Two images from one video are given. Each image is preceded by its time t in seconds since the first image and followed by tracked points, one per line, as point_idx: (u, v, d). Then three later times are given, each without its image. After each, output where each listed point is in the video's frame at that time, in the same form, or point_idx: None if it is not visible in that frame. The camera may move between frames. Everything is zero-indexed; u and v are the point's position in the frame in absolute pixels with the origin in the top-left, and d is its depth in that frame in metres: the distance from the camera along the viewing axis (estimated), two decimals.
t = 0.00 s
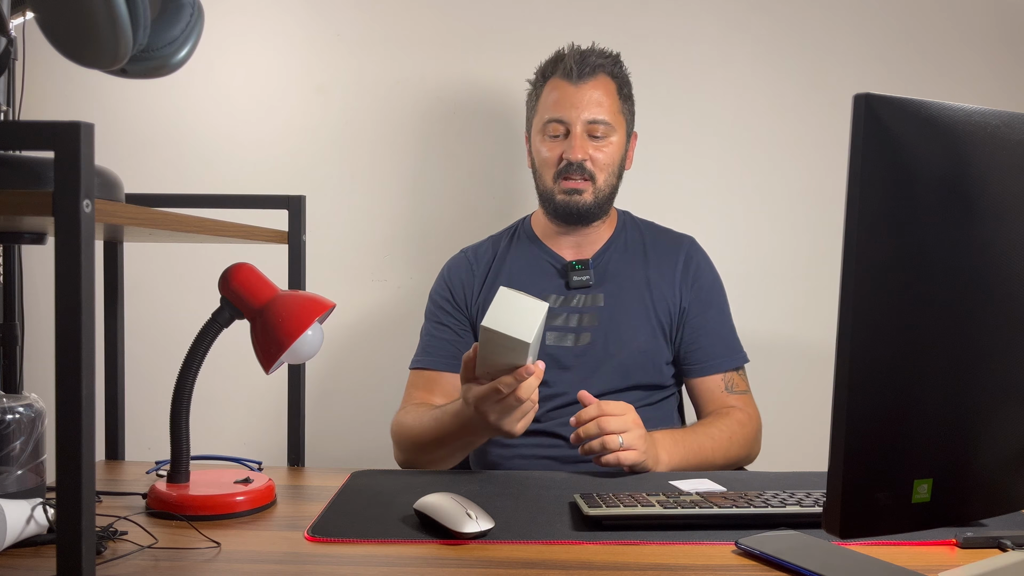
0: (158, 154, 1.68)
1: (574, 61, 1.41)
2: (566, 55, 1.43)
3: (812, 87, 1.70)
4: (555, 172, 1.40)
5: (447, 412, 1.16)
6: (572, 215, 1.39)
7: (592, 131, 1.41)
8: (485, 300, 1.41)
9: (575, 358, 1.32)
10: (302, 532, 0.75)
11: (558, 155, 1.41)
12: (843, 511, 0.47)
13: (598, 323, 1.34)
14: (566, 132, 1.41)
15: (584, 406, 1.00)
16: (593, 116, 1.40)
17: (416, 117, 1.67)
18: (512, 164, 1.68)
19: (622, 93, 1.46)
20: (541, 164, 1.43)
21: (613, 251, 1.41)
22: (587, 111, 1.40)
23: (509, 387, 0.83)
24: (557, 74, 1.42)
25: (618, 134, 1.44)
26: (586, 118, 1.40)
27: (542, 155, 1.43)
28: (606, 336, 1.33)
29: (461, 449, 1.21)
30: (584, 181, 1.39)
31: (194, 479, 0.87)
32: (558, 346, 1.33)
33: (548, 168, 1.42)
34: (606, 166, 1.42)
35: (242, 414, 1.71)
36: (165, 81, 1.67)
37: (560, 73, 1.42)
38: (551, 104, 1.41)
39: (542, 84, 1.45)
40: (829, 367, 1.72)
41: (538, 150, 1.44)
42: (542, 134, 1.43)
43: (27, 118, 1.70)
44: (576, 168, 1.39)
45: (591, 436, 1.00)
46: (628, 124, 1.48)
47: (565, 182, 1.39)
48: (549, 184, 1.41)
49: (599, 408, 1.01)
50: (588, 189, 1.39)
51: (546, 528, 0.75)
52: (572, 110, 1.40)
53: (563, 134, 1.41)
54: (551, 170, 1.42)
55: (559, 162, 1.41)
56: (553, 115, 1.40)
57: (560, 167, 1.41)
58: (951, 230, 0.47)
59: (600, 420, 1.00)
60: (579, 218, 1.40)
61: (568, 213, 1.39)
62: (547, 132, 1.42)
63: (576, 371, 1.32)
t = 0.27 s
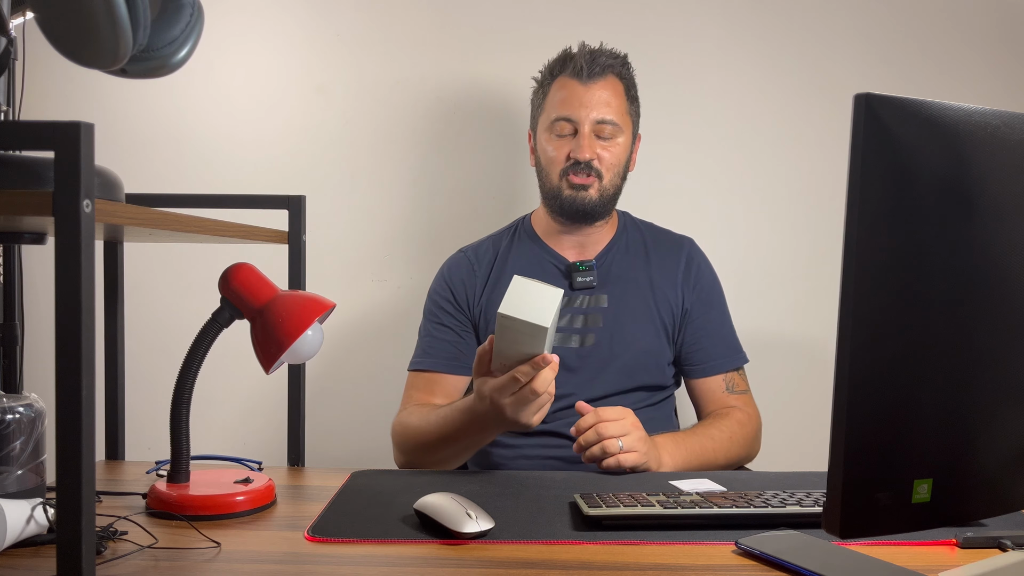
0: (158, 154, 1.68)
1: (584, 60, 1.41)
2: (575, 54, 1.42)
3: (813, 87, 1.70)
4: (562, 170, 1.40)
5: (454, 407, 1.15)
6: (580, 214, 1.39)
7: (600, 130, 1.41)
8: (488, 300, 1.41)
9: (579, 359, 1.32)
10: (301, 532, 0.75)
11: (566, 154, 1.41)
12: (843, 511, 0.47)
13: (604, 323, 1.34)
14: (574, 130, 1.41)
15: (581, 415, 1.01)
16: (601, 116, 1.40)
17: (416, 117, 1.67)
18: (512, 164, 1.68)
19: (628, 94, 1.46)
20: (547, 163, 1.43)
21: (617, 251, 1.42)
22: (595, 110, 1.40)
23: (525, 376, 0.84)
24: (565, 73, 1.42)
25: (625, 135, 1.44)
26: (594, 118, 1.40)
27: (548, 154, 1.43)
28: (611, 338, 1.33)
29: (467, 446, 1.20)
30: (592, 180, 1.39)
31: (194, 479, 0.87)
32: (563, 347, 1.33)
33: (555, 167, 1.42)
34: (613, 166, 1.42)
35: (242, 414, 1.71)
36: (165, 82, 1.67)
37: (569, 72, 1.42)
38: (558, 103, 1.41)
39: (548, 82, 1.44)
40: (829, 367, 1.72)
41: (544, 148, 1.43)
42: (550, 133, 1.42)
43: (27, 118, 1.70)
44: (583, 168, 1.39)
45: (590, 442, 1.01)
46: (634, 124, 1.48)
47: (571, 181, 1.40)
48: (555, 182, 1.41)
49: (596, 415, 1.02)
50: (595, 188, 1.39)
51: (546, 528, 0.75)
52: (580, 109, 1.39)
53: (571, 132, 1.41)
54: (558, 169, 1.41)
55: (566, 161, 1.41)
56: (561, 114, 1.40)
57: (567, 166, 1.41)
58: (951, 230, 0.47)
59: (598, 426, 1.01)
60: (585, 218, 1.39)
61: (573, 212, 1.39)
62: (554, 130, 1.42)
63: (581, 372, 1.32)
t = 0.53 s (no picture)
0: (158, 154, 1.68)
1: (582, 58, 1.40)
2: (573, 52, 1.42)
3: (812, 87, 1.70)
4: (563, 170, 1.40)
5: (457, 401, 1.16)
6: (582, 214, 1.39)
7: (600, 127, 1.41)
8: (490, 300, 1.41)
9: (583, 361, 1.32)
10: (302, 532, 0.75)
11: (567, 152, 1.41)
12: (843, 511, 0.47)
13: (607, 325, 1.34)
14: (575, 128, 1.40)
15: (591, 415, 1.03)
16: (601, 113, 1.40)
17: (415, 117, 1.67)
18: (511, 164, 1.68)
19: (628, 91, 1.46)
20: (548, 163, 1.42)
21: (619, 252, 1.42)
22: (595, 107, 1.40)
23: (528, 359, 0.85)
24: (564, 72, 1.42)
25: (625, 132, 1.44)
26: (594, 115, 1.40)
27: (548, 153, 1.43)
28: (614, 339, 1.33)
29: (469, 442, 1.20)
30: (593, 178, 1.39)
31: (194, 479, 0.87)
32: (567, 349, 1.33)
33: (556, 167, 1.41)
34: (614, 164, 1.42)
35: (241, 414, 1.71)
36: (165, 82, 1.67)
37: (567, 72, 1.42)
38: (557, 101, 1.41)
39: (547, 82, 1.44)
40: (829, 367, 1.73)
41: (545, 148, 1.43)
42: (550, 132, 1.42)
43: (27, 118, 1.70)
44: (584, 166, 1.39)
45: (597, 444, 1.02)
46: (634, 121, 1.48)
47: (572, 180, 1.39)
48: (556, 182, 1.40)
49: (606, 416, 1.04)
50: (596, 186, 1.39)
51: (546, 528, 0.75)
52: (579, 108, 1.39)
53: (571, 130, 1.41)
54: (559, 169, 1.41)
55: (566, 159, 1.41)
56: (560, 113, 1.40)
57: (568, 165, 1.40)
58: (952, 230, 0.47)
59: (606, 428, 1.02)
60: (587, 217, 1.39)
61: (575, 212, 1.38)
62: (554, 129, 1.42)
63: (586, 374, 1.32)
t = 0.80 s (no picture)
0: (157, 154, 1.68)
1: (579, 61, 1.40)
2: (571, 54, 1.42)
3: (812, 87, 1.70)
4: (560, 175, 1.40)
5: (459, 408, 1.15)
6: (579, 221, 1.39)
7: (598, 133, 1.40)
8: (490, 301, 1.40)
9: (584, 362, 1.32)
10: (301, 532, 0.75)
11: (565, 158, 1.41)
12: (843, 511, 0.47)
13: (608, 326, 1.34)
14: (572, 134, 1.40)
15: (585, 419, 1.03)
16: (598, 119, 1.40)
17: (415, 117, 1.67)
18: (511, 164, 1.68)
19: (628, 93, 1.46)
20: (546, 167, 1.43)
21: (620, 254, 1.42)
22: (592, 113, 1.39)
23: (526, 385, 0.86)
24: (562, 74, 1.42)
25: (624, 136, 1.43)
26: (591, 120, 1.39)
27: (547, 158, 1.43)
28: (615, 340, 1.33)
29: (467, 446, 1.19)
30: (590, 184, 1.39)
31: (194, 479, 0.87)
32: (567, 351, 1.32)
33: (554, 172, 1.41)
34: (612, 169, 1.41)
35: (241, 414, 1.71)
36: (164, 82, 1.67)
37: (565, 74, 1.41)
38: (555, 106, 1.41)
39: (547, 84, 1.44)
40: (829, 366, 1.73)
41: (543, 153, 1.43)
42: (547, 137, 1.42)
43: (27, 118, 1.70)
44: (582, 173, 1.39)
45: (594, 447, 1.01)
46: (634, 124, 1.47)
47: (570, 185, 1.39)
48: (554, 188, 1.40)
49: (601, 417, 1.03)
50: (594, 192, 1.38)
51: (546, 528, 0.75)
52: (577, 113, 1.39)
53: (568, 136, 1.41)
54: (557, 173, 1.41)
55: (564, 166, 1.41)
56: (558, 118, 1.40)
57: (565, 172, 1.40)
58: (952, 231, 0.47)
59: (601, 429, 1.02)
60: (585, 222, 1.39)
61: (573, 218, 1.38)
62: (552, 134, 1.42)
63: (586, 376, 1.32)
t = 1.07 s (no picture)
0: (158, 154, 1.68)
1: (581, 62, 1.41)
2: (573, 55, 1.42)
3: (812, 87, 1.70)
4: (560, 176, 1.40)
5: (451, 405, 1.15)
6: (578, 220, 1.39)
7: (599, 134, 1.40)
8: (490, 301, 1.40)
9: (584, 363, 1.32)
10: (302, 532, 0.75)
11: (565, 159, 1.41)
12: (843, 511, 0.47)
13: (607, 327, 1.34)
14: (573, 135, 1.40)
15: (585, 417, 1.03)
16: (599, 120, 1.39)
17: (415, 117, 1.67)
18: (512, 164, 1.68)
19: (629, 95, 1.45)
20: (547, 168, 1.43)
21: (621, 255, 1.42)
22: (593, 114, 1.39)
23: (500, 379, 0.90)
24: (564, 74, 1.42)
25: (625, 138, 1.43)
26: (592, 122, 1.39)
27: (549, 160, 1.42)
28: (615, 341, 1.34)
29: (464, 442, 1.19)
30: (590, 186, 1.38)
31: (194, 479, 0.87)
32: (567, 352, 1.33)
33: (555, 173, 1.41)
34: (612, 171, 1.41)
35: (241, 414, 1.71)
36: (165, 82, 1.67)
37: (567, 75, 1.41)
38: (557, 107, 1.41)
39: (548, 85, 1.44)
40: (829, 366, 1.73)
41: (544, 154, 1.43)
42: (548, 138, 1.42)
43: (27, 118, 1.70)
44: (582, 174, 1.39)
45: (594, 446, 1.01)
46: (635, 126, 1.47)
47: (570, 186, 1.39)
48: (555, 189, 1.41)
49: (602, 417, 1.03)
50: (593, 194, 1.38)
51: (546, 528, 0.75)
52: (578, 114, 1.39)
53: (569, 137, 1.41)
54: (557, 174, 1.41)
55: (565, 167, 1.41)
56: (558, 119, 1.40)
57: (566, 173, 1.40)
58: (952, 231, 0.47)
59: (602, 428, 1.02)
60: (585, 223, 1.39)
61: (573, 217, 1.39)
62: (553, 135, 1.42)
63: (586, 376, 1.32)
